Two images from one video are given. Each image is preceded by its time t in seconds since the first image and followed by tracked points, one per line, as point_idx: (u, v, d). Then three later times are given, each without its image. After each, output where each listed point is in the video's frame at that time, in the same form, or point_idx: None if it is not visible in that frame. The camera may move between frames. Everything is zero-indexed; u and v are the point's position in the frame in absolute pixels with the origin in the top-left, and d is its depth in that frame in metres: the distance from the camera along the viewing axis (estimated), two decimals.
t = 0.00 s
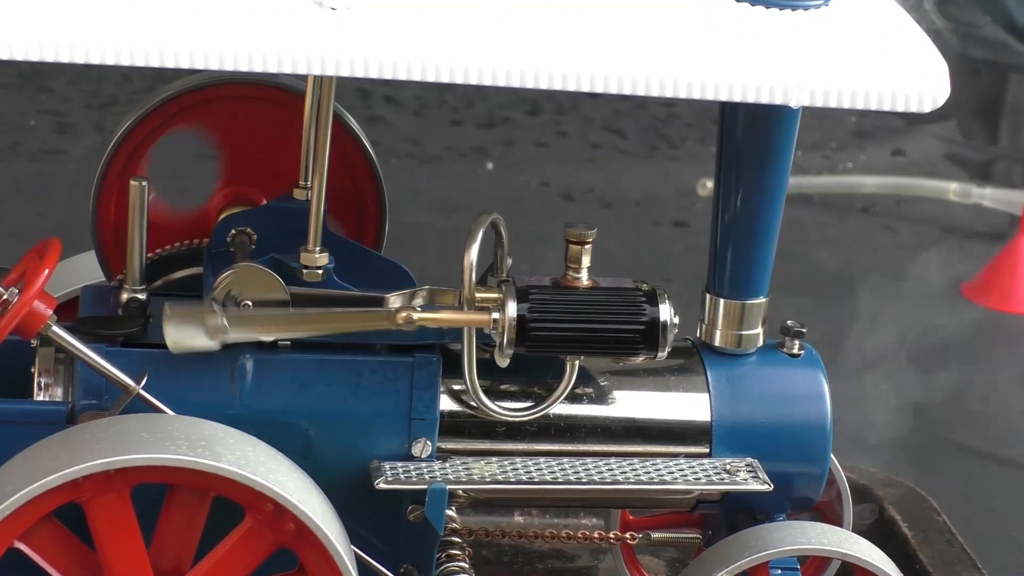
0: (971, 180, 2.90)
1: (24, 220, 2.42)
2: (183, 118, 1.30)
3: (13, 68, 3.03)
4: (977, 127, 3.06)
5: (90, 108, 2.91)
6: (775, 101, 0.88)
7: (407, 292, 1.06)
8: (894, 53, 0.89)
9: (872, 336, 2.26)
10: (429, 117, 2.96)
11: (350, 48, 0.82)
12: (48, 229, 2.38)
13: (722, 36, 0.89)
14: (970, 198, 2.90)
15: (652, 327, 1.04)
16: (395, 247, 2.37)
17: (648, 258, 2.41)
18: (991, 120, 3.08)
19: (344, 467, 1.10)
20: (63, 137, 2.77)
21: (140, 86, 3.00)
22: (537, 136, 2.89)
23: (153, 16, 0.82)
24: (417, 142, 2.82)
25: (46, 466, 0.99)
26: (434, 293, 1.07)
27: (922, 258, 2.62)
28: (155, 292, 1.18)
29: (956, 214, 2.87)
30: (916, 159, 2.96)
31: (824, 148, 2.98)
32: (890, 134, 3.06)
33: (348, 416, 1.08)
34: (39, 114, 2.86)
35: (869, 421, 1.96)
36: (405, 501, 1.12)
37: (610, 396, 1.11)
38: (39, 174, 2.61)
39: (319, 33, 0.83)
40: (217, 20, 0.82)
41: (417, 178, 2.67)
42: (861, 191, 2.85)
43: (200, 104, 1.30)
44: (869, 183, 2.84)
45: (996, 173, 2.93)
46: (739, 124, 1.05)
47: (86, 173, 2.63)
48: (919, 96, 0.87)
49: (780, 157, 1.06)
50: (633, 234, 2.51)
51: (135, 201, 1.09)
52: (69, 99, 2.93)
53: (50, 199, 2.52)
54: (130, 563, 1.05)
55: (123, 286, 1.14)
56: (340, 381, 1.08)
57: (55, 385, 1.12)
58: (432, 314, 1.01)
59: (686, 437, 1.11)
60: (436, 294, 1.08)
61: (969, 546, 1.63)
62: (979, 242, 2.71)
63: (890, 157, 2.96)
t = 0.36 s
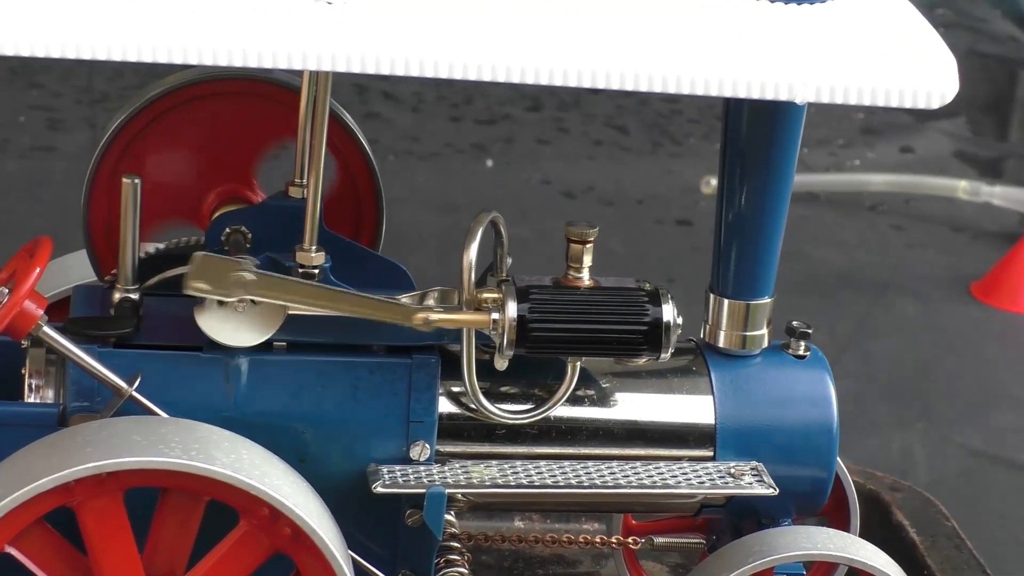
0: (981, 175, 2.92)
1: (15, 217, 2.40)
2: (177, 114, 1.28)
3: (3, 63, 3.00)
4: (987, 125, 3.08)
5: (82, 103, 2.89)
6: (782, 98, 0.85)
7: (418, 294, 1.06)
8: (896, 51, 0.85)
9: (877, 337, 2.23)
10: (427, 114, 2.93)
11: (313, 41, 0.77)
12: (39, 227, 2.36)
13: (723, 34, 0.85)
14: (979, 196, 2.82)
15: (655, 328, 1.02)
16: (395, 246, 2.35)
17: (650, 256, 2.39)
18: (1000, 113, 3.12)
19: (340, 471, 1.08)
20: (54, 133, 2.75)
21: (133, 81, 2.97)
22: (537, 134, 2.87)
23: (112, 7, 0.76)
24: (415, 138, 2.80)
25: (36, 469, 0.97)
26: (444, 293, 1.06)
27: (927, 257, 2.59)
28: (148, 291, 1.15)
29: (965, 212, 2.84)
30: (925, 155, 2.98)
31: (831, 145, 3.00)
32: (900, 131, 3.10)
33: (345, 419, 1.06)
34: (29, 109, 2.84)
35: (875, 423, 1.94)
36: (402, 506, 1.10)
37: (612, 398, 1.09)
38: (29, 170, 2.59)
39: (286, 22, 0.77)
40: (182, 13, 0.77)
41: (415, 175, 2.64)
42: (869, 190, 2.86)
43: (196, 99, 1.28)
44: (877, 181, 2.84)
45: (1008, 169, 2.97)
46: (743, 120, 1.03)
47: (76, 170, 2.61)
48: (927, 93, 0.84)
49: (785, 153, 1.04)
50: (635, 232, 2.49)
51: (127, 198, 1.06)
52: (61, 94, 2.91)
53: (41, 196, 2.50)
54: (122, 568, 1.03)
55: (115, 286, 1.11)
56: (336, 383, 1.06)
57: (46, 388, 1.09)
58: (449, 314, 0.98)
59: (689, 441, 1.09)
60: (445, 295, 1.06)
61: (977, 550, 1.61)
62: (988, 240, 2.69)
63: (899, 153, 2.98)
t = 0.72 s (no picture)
0: (988, 174, 2.88)
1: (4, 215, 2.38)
2: (169, 110, 1.26)
3: None
4: (995, 119, 3.12)
5: (73, 99, 2.87)
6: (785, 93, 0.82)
7: (405, 297, 1.04)
8: (897, 51, 0.82)
9: (881, 337, 2.21)
10: (425, 110, 2.91)
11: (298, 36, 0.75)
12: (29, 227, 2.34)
13: (723, 36, 0.82)
14: (987, 195, 2.78)
15: (657, 329, 1.00)
16: (393, 245, 2.32)
17: (653, 256, 2.37)
18: (1006, 112, 3.15)
19: (335, 475, 1.06)
20: (44, 130, 2.73)
21: (125, 78, 2.95)
22: (538, 131, 2.85)
23: None
24: (412, 136, 2.78)
25: (26, 473, 0.95)
26: (432, 296, 1.04)
27: (931, 256, 2.57)
28: (139, 292, 1.13)
29: (972, 211, 2.81)
30: (932, 154, 2.97)
31: (836, 142, 2.97)
32: (906, 128, 3.10)
33: (340, 422, 1.04)
34: (18, 106, 2.82)
35: (878, 424, 1.92)
36: (399, 511, 1.08)
37: (614, 400, 1.07)
38: (17, 168, 2.57)
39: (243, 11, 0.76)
40: (160, 7, 0.75)
41: (412, 172, 2.62)
42: (873, 188, 2.81)
43: (188, 96, 1.25)
44: (883, 180, 2.79)
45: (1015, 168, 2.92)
46: (746, 118, 1.01)
47: (66, 167, 2.59)
48: (933, 90, 0.81)
49: (789, 151, 1.01)
50: (636, 231, 2.47)
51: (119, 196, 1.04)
52: (50, 91, 2.89)
53: (30, 194, 2.48)
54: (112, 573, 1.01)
55: (106, 286, 1.09)
56: (331, 385, 1.04)
57: (35, 389, 1.07)
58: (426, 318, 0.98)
59: (692, 444, 1.07)
60: (435, 298, 1.05)
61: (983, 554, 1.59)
62: (996, 240, 2.67)
63: (906, 152, 2.96)
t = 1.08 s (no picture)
0: (999, 171, 2.86)
1: None
2: (162, 109, 1.24)
3: None
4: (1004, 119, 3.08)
5: (66, 98, 2.85)
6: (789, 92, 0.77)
7: (400, 293, 1.02)
8: (902, 49, 0.78)
9: (886, 338, 2.19)
10: (424, 108, 2.89)
11: (268, 33, 0.71)
12: (20, 227, 2.32)
13: (723, 36, 0.77)
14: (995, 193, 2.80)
15: (660, 330, 0.98)
16: (392, 246, 2.31)
17: (655, 256, 2.36)
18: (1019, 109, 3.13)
19: (333, 479, 1.04)
20: (36, 128, 2.71)
21: (119, 75, 2.93)
22: (539, 128, 2.83)
23: None
24: (410, 134, 2.76)
25: (18, 478, 0.93)
26: (429, 294, 1.02)
27: (937, 256, 2.55)
28: (133, 294, 1.11)
29: (980, 210, 2.79)
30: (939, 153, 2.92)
31: (843, 140, 2.92)
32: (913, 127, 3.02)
33: (338, 425, 1.02)
34: (11, 104, 2.80)
35: (884, 427, 1.90)
36: (398, 515, 1.06)
37: (616, 404, 1.05)
38: (10, 166, 2.55)
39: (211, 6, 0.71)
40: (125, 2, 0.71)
41: (410, 171, 2.60)
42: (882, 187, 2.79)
43: (179, 95, 1.24)
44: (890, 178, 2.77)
45: None
46: (751, 115, 0.99)
47: (60, 166, 2.57)
48: (939, 89, 0.77)
49: (795, 148, 0.99)
50: (639, 231, 2.45)
51: (114, 196, 1.02)
52: (42, 89, 2.87)
53: (23, 193, 2.46)
54: None
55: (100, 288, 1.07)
56: (329, 388, 1.02)
57: (27, 392, 1.06)
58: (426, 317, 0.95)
59: (696, 447, 1.05)
60: (431, 296, 1.03)
61: (992, 559, 1.58)
62: (1006, 240, 2.65)
63: (913, 150, 2.92)
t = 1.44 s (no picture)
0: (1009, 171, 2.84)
1: None
2: (158, 108, 1.22)
3: None
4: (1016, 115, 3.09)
5: (60, 97, 2.82)
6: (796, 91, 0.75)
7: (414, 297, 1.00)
8: (910, 46, 0.75)
9: (894, 341, 2.17)
10: (424, 107, 2.87)
11: (255, 31, 0.69)
12: (11, 228, 2.30)
13: (723, 36, 0.74)
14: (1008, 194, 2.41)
15: (665, 334, 0.96)
16: (394, 248, 2.29)
17: (660, 257, 2.34)
18: None
19: (331, 487, 1.02)
20: (27, 128, 2.69)
21: (112, 74, 2.90)
22: (541, 128, 2.81)
23: None
24: (410, 133, 2.73)
25: (10, 485, 0.91)
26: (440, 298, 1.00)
27: (947, 257, 2.53)
28: (127, 296, 1.09)
29: (992, 210, 2.77)
30: (950, 150, 2.90)
31: (852, 139, 2.91)
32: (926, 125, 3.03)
33: (336, 431, 1.00)
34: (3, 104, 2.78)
35: (890, 430, 1.89)
36: (398, 523, 1.04)
37: (620, 408, 1.03)
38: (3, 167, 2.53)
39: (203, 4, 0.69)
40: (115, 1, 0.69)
41: (409, 171, 2.58)
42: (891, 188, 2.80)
43: (175, 95, 1.22)
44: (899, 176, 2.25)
45: None
46: (757, 115, 0.97)
47: (53, 166, 2.56)
48: (948, 89, 0.75)
49: (802, 147, 0.98)
50: (644, 232, 2.43)
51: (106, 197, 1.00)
52: (34, 88, 2.85)
53: (15, 194, 2.44)
54: None
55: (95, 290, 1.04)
56: (328, 393, 1.00)
57: (20, 397, 1.03)
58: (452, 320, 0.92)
59: (701, 453, 1.03)
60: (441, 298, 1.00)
61: (1003, 564, 1.56)
62: (1017, 240, 2.63)
63: (924, 149, 2.91)
